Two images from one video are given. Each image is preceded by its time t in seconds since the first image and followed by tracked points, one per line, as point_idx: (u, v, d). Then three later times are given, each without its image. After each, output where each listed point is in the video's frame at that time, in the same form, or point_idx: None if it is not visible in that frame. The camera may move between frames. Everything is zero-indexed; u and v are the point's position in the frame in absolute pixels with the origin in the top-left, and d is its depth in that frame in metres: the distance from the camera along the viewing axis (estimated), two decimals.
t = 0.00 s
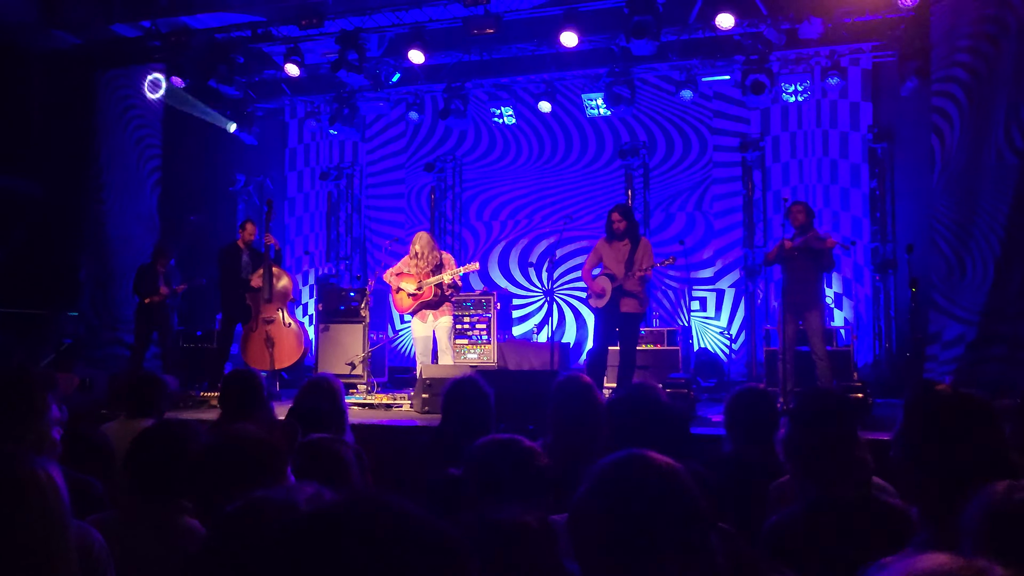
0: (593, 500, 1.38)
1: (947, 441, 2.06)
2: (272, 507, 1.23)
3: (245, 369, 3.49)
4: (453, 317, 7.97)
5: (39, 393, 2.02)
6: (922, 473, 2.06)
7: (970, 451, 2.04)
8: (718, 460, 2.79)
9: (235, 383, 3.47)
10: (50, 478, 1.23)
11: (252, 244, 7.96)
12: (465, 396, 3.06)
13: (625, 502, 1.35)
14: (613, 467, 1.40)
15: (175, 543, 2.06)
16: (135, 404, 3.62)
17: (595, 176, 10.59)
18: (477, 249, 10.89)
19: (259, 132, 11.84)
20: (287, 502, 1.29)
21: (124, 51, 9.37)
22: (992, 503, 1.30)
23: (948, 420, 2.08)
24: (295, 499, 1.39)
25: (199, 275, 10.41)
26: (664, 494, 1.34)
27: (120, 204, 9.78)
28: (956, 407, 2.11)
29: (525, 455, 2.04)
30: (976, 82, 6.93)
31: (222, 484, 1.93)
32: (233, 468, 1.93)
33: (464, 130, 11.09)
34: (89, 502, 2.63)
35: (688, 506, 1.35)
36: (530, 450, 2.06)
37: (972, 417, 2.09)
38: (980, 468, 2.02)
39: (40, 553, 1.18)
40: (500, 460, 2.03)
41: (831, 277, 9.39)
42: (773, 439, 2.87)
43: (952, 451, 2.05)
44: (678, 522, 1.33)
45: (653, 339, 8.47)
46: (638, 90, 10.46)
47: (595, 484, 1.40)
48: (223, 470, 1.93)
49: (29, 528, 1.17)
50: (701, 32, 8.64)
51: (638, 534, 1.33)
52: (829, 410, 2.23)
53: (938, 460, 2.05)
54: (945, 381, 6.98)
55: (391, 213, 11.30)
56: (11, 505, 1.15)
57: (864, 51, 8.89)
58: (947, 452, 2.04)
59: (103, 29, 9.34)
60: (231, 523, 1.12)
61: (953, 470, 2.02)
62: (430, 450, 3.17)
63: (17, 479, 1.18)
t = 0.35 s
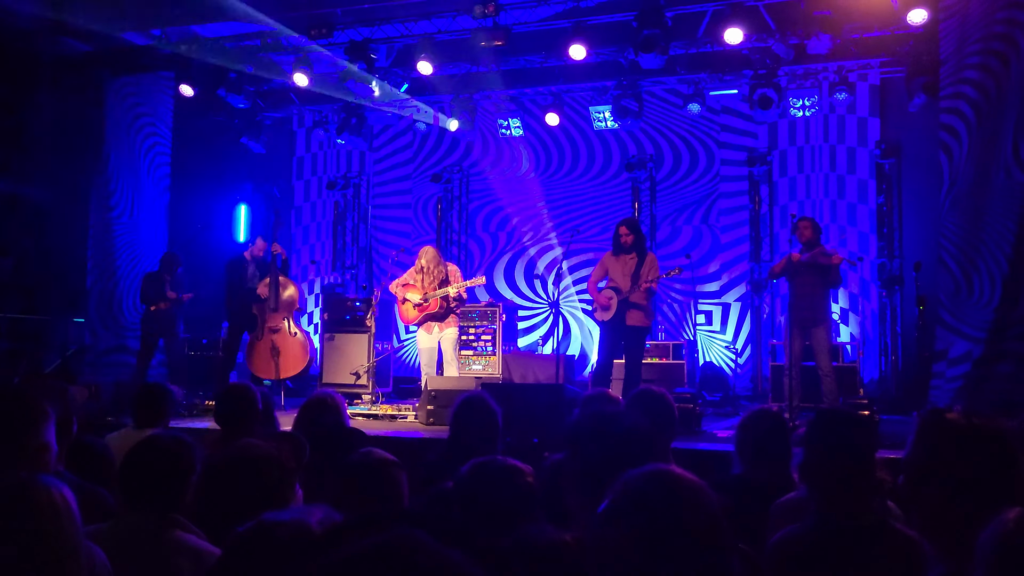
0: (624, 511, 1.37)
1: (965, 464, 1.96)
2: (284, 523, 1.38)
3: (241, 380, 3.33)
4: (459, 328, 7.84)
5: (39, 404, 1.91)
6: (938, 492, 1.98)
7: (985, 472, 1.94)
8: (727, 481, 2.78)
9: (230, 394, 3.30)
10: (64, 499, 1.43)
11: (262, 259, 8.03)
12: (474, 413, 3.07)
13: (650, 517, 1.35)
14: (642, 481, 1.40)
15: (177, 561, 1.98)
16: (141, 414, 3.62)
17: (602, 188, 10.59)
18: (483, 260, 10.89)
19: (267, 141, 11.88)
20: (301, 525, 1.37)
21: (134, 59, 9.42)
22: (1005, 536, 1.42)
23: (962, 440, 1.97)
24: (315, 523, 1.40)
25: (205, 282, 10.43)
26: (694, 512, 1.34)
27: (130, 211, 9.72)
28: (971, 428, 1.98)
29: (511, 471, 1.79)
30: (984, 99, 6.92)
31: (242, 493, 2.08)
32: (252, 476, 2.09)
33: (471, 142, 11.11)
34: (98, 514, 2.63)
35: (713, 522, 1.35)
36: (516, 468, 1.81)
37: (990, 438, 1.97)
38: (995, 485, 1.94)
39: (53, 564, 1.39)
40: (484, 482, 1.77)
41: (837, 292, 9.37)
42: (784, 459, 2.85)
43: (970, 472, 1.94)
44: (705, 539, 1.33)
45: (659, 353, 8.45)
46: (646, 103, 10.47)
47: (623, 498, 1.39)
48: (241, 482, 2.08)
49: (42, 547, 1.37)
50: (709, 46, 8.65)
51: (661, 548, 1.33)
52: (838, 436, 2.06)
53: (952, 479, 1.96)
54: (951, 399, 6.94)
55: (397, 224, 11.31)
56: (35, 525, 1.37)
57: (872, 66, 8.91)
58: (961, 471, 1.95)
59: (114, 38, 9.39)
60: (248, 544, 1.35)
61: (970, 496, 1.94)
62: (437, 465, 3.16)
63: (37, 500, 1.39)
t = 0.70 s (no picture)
0: (640, 509, 1.37)
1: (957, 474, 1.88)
2: (286, 522, 1.18)
3: (237, 378, 3.22)
4: (469, 327, 7.87)
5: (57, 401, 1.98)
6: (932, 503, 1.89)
7: (981, 482, 1.85)
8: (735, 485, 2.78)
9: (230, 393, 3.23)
10: (69, 498, 1.40)
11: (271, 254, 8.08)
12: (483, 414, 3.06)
13: (662, 515, 1.34)
14: (664, 480, 1.40)
15: (172, 558, 2.00)
16: (151, 411, 3.63)
17: (613, 188, 10.57)
18: (493, 260, 10.89)
19: (278, 139, 11.90)
20: (301, 528, 1.16)
21: (147, 56, 9.44)
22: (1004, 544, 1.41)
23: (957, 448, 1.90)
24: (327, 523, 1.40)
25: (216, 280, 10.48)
26: (711, 508, 1.34)
27: (144, 209, 9.61)
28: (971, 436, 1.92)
29: (567, 478, 1.81)
30: (999, 100, 6.88)
31: (249, 491, 2.01)
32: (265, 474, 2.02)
33: (482, 141, 11.10)
34: (106, 510, 2.64)
35: (728, 526, 1.34)
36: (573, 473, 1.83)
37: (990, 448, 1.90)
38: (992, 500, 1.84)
39: (57, 565, 1.34)
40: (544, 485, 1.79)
41: (849, 294, 9.35)
42: (794, 461, 2.82)
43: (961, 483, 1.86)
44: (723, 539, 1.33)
45: (668, 353, 8.44)
46: (657, 103, 10.45)
47: (643, 495, 1.39)
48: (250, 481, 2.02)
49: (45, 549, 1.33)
50: (721, 46, 8.62)
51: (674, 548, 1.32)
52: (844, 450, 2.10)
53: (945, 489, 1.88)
54: (964, 401, 6.90)
55: (408, 223, 11.31)
56: (38, 524, 1.33)
57: (886, 67, 8.86)
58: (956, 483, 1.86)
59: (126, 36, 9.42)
60: (248, 545, 1.13)
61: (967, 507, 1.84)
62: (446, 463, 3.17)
63: (41, 498, 1.36)
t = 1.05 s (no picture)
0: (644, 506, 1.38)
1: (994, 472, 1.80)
2: (293, 518, 1.15)
3: (241, 375, 3.25)
4: (478, 325, 7.91)
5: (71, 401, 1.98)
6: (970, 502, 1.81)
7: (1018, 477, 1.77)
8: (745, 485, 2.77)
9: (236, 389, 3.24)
10: (76, 491, 1.40)
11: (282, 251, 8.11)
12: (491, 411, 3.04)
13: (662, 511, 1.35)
14: (670, 476, 1.42)
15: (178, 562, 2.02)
16: (162, 408, 3.64)
17: (624, 186, 10.55)
18: (503, 257, 10.88)
19: (289, 136, 11.92)
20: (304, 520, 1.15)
21: (159, 53, 9.47)
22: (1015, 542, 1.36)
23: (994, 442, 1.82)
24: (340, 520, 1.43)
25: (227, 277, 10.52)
26: (722, 507, 1.34)
27: (155, 202, 9.66)
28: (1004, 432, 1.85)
29: (620, 485, 1.87)
30: (1014, 99, 6.83)
31: (262, 498, 1.84)
32: (278, 482, 1.84)
33: (493, 139, 11.09)
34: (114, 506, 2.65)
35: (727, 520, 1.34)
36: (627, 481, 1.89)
37: None
38: None
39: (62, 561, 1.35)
40: (596, 492, 1.85)
41: (861, 294, 9.26)
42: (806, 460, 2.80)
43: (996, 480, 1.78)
44: (733, 540, 1.32)
45: (679, 352, 8.42)
46: (669, 101, 10.42)
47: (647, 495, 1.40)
48: (265, 487, 1.84)
49: (54, 540, 1.35)
50: (733, 44, 8.58)
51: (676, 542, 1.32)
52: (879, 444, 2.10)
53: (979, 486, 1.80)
54: (976, 402, 6.85)
55: (419, 220, 11.32)
56: (46, 516, 1.34)
57: (899, 65, 8.81)
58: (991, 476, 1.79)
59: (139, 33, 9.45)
60: (249, 542, 1.12)
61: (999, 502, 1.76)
62: (455, 462, 3.17)
63: (47, 494, 1.36)
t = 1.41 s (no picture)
0: (674, 501, 1.31)
1: None
2: (305, 519, 1.14)
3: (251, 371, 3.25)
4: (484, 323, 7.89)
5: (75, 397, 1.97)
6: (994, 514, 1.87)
7: None
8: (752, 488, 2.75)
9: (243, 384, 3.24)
10: (77, 494, 1.38)
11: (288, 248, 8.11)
12: (495, 412, 3.03)
13: (699, 509, 1.29)
14: (701, 470, 1.34)
15: (184, 559, 2.03)
16: (168, 403, 3.64)
17: (631, 184, 10.52)
18: (509, 255, 10.87)
19: (296, 132, 11.92)
20: (317, 521, 1.14)
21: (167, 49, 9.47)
22: None
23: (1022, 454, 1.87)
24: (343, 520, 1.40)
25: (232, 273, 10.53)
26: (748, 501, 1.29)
27: (161, 200, 9.73)
28: None
29: (625, 486, 1.86)
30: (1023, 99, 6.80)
31: (266, 500, 1.83)
32: (283, 483, 1.83)
33: (500, 136, 11.09)
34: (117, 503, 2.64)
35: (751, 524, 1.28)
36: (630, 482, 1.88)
37: None
38: None
39: (63, 564, 1.34)
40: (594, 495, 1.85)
41: (867, 293, 9.28)
42: (810, 463, 2.78)
43: None
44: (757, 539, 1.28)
45: (684, 351, 8.41)
46: (676, 99, 10.39)
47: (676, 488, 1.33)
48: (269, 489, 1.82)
49: (57, 542, 1.33)
50: (741, 42, 8.55)
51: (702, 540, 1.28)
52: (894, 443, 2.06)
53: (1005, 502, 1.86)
54: (982, 404, 6.80)
55: (425, 217, 11.31)
56: (46, 520, 1.32)
57: (908, 65, 8.79)
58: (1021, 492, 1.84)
59: (146, 28, 9.46)
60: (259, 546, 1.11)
61: None
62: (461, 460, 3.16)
63: (48, 492, 1.35)
